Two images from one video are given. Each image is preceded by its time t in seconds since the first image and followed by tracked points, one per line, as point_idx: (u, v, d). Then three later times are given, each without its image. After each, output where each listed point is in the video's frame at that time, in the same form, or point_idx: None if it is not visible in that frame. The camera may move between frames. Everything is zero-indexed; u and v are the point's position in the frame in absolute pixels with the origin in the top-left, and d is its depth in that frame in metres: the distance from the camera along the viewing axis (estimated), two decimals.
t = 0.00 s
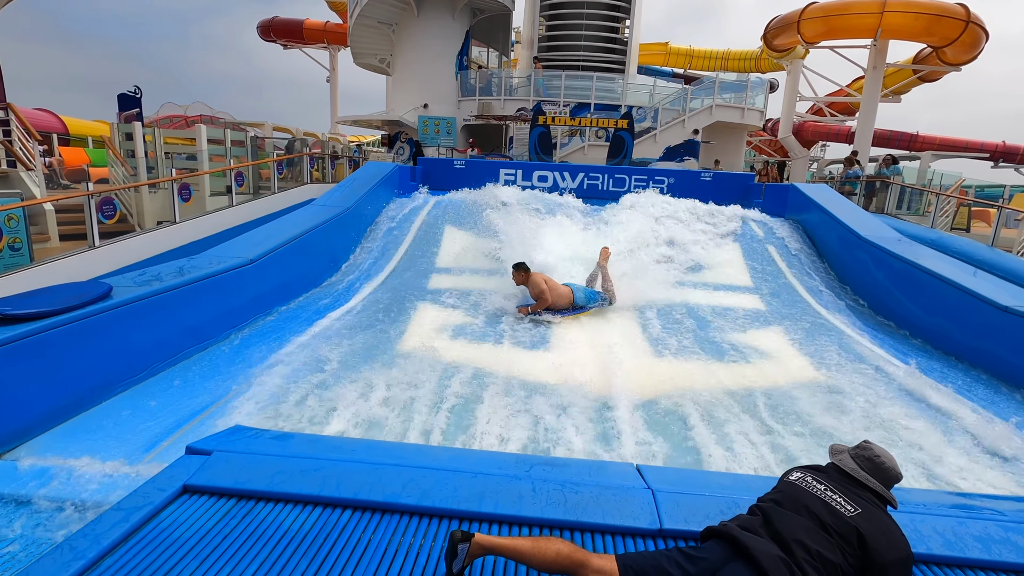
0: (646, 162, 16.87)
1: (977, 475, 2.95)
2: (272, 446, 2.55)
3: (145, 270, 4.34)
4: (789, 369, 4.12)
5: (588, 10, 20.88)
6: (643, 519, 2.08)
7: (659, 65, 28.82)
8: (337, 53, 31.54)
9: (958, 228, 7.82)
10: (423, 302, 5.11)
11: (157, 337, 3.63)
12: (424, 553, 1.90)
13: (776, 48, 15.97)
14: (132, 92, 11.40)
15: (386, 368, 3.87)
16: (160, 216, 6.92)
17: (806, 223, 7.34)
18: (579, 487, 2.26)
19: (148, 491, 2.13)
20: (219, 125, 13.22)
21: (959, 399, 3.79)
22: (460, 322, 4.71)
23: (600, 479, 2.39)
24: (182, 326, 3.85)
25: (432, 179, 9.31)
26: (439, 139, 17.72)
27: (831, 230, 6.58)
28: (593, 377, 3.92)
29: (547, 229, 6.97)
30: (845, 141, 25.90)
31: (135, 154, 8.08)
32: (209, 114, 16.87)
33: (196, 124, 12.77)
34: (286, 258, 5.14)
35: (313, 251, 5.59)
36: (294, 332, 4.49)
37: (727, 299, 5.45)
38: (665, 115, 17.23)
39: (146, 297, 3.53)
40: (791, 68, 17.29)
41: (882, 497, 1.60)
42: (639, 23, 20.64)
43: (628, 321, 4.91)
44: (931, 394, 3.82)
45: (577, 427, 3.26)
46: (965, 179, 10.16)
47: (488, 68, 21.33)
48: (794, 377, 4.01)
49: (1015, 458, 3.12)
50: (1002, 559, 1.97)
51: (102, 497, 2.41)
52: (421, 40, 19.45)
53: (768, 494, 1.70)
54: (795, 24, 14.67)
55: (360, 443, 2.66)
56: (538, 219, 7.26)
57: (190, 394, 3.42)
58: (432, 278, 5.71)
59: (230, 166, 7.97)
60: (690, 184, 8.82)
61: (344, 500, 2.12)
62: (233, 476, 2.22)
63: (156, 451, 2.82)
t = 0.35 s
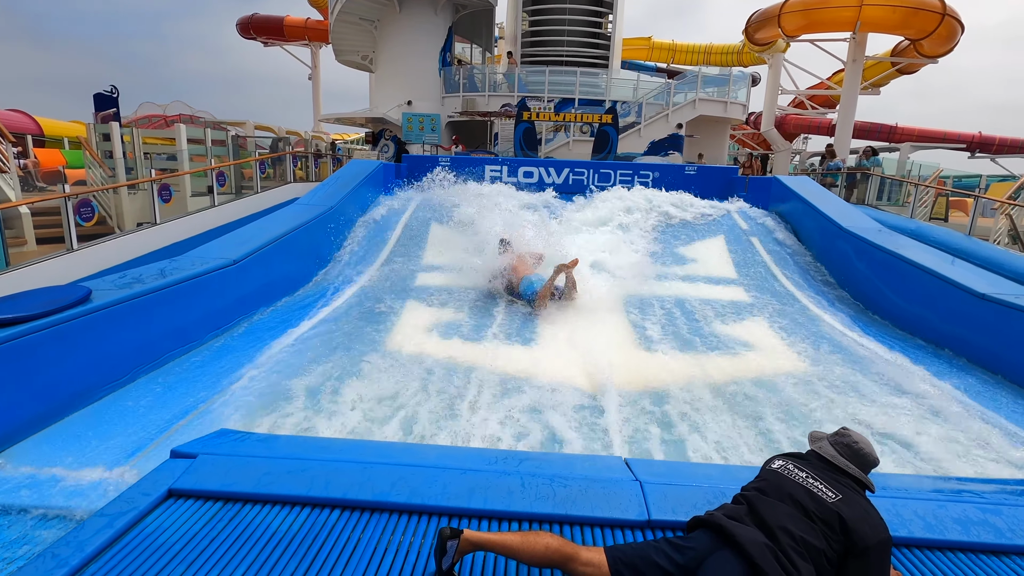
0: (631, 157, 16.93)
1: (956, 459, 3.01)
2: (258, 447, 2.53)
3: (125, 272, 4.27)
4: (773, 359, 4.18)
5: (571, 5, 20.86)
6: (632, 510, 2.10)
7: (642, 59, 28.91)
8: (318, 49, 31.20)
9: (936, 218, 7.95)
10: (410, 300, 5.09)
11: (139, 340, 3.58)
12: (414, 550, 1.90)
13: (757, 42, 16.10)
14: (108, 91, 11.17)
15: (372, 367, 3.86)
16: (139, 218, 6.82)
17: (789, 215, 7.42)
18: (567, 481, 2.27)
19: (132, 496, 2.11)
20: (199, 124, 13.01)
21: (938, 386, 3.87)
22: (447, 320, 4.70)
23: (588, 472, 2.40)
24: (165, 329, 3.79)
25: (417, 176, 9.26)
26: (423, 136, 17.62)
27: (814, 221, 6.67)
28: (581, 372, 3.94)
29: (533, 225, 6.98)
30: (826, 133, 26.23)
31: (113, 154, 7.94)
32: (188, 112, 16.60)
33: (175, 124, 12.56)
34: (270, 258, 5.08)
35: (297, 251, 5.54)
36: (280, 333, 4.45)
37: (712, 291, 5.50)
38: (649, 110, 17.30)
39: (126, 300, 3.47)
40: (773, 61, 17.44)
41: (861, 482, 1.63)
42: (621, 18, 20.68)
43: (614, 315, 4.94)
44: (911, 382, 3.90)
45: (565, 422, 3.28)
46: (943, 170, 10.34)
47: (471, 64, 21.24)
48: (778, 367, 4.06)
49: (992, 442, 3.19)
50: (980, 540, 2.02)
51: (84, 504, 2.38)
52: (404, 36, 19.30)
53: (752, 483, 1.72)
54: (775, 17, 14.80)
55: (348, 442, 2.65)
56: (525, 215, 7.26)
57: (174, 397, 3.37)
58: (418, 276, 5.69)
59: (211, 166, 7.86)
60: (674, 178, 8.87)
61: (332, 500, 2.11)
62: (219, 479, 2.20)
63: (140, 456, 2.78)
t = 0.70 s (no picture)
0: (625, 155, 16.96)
1: (953, 452, 3.02)
2: (255, 452, 2.52)
3: (118, 278, 4.24)
4: (770, 355, 4.19)
5: (563, 4, 20.88)
6: (631, 508, 2.10)
7: (634, 57, 28.96)
8: (310, 51, 31.13)
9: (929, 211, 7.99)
10: (406, 301, 5.09)
11: (133, 346, 3.55)
12: (414, 552, 1.89)
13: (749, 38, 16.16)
14: (99, 96, 11.11)
15: (370, 369, 3.84)
16: (133, 223, 6.77)
17: (783, 210, 7.45)
18: (567, 480, 2.27)
19: (129, 503, 2.09)
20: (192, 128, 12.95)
21: (933, 378, 3.89)
22: (444, 320, 4.70)
23: (587, 471, 2.40)
24: (159, 334, 3.77)
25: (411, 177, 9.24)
26: (417, 137, 17.58)
27: (808, 216, 6.69)
28: (579, 371, 3.93)
29: (528, 224, 6.99)
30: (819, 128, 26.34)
31: (105, 159, 7.88)
32: (180, 116, 16.51)
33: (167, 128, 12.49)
34: (265, 261, 5.06)
35: (292, 253, 5.52)
36: (275, 336, 4.42)
37: (708, 287, 5.52)
38: (642, 107, 17.32)
39: (120, 305, 3.44)
40: (764, 58, 17.51)
41: (859, 476, 1.63)
42: (613, 16, 20.71)
43: (611, 313, 4.94)
44: (907, 375, 3.92)
45: (564, 421, 3.28)
46: (935, 164, 10.39)
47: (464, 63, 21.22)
48: (775, 362, 4.07)
49: (988, 433, 3.21)
50: (977, 532, 2.03)
51: (81, 512, 2.35)
52: (396, 36, 19.27)
53: (750, 479, 1.72)
54: (767, 13, 14.84)
55: (346, 445, 2.64)
56: (520, 215, 7.25)
57: (169, 403, 3.35)
58: (414, 276, 5.69)
59: (204, 170, 7.81)
60: (668, 175, 8.89)
61: (331, 503, 2.10)
62: (216, 484, 2.19)
63: (136, 463, 2.76)
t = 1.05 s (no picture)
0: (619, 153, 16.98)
1: (945, 446, 3.04)
2: (248, 455, 2.50)
3: (109, 280, 4.20)
4: (764, 352, 4.21)
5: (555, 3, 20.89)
6: (626, 506, 2.10)
7: (627, 56, 29.02)
8: (302, 51, 31.02)
9: (920, 208, 8.05)
10: (400, 301, 5.07)
11: (124, 348, 3.52)
12: (409, 552, 1.89)
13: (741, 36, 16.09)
14: (88, 98, 11.01)
15: (364, 370, 3.83)
16: (123, 225, 6.70)
17: (775, 208, 7.48)
18: (561, 479, 2.27)
19: (120, 508, 2.07)
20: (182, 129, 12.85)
21: (925, 374, 3.91)
22: (438, 320, 4.69)
23: (581, 469, 2.40)
24: (150, 337, 3.73)
25: (404, 177, 9.20)
26: (410, 137, 17.53)
27: (800, 214, 6.72)
28: (574, 370, 3.93)
29: (521, 223, 6.99)
30: (810, 126, 26.48)
31: (94, 161, 7.80)
32: (170, 117, 16.38)
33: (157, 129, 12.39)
34: (257, 263, 5.02)
35: (284, 254, 5.49)
36: (268, 338, 4.39)
37: (702, 285, 5.53)
38: (635, 106, 17.35)
39: (110, 308, 3.41)
40: (756, 56, 17.57)
41: (852, 471, 1.64)
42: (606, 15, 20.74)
43: (605, 311, 4.95)
44: (899, 371, 3.94)
45: (559, 420, 3.27)
46: (925, 160, 10.48)
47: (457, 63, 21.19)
48: (769, 359, 4.09)
49: (979, 427, 3.24)
50: (969, 525, 2.04)
51: (71, 517, 2.33)
52: (387, 36, 19.21)
53: (744, 476, 1.72)
54: (758, 11, 14.91)
55: (340, 446, 2.63)
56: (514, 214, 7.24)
57: (161, 406, 3.32)
58: (408, 276, 5.68)
59: (195, 171, 7.75)
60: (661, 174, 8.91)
61: (324, 505, 2.09)
62: (209, 487, 2.17)
63: (127, 467, 2.73)
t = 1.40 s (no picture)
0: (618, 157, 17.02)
1: (943, 452, 3.04)
2: (246, 457, 2.50)
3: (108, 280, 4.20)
4: (763, 356, 4.21)
5: (555, 6, 20.97)
6: (624, 511, 2.09)
7: (627, 60, 29.11)
8: (303, 54, 31.09)
9: (919, 213, 8.08)
10: (399, 304, 5.07)
11: (122, 349, 3.51)
12: (407, 556, 1.88)
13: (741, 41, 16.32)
14: (88, 99, 11.02)
15: (363, 372, 3.83)
16: (123, 226, 6.69)
17: (774, 213, 7.50)
18: (560, 483, 2.26)
19: (117, 510, 2.07)
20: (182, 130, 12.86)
21: (924, 379, 3.91)
22: (437, 322, 4.69)
23: (579, 474, 2.40)
24: (148, 338, 3.73)
25: (404, 179, 9.21)
26: (410, 139, 17.54)
27: (799, 218, 6.74)
28: (573, 373, 3.93)
29: (520, 226, 7.00)
30: (810, 130, 26.55)
31: (94, 162, 7.81)
32: (170, 119, 16.39)
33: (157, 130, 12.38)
34: (256, 265, 5.02)
35: (284, 256, 5.50)
36: (267, 340, 4.38)
37: (701, 289, 5.53)
38: (635, 110, 17.40)
39: (109, 309, 3.41)
40: (756, 60, 17.61)
41: (853, 477, 1.65)
42: (606, 19, 20.82)
43: (604, 315, 4.95)
44: (897, 375, 3.95)
45: (558, 423, 3.28)
46: (924, 166, 10.51)
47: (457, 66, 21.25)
48: (768, 363, 4.09)
49: (976, 433, 3.24)
50: (968, 532, 2.04)
51: (68, 520, 2.32)
52: (388, 39, 19.25)
53: (743, 480, 1.72)
54: (758, 17, 15.00)
55: (338, 449, 2.63)
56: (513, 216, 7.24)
57: (160, 408, 3.31)
58: (407, 279, 5.68)
59: (195, 172, 7.75)
60: (661, 177, 8.93)
61: (322, 509, 2.08)
62: (206, 490, 2.17)
63: (124, 470, 2.72)
